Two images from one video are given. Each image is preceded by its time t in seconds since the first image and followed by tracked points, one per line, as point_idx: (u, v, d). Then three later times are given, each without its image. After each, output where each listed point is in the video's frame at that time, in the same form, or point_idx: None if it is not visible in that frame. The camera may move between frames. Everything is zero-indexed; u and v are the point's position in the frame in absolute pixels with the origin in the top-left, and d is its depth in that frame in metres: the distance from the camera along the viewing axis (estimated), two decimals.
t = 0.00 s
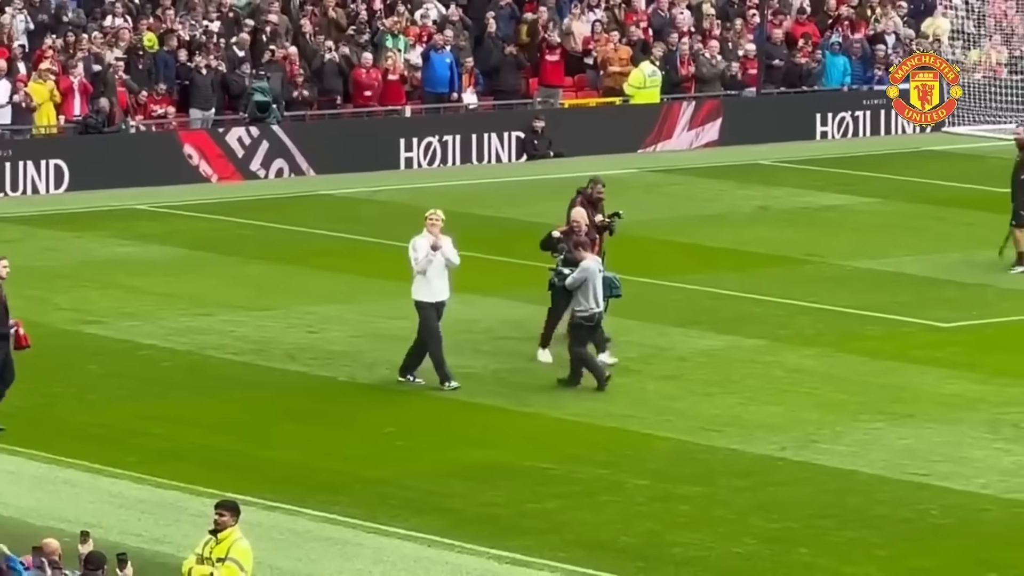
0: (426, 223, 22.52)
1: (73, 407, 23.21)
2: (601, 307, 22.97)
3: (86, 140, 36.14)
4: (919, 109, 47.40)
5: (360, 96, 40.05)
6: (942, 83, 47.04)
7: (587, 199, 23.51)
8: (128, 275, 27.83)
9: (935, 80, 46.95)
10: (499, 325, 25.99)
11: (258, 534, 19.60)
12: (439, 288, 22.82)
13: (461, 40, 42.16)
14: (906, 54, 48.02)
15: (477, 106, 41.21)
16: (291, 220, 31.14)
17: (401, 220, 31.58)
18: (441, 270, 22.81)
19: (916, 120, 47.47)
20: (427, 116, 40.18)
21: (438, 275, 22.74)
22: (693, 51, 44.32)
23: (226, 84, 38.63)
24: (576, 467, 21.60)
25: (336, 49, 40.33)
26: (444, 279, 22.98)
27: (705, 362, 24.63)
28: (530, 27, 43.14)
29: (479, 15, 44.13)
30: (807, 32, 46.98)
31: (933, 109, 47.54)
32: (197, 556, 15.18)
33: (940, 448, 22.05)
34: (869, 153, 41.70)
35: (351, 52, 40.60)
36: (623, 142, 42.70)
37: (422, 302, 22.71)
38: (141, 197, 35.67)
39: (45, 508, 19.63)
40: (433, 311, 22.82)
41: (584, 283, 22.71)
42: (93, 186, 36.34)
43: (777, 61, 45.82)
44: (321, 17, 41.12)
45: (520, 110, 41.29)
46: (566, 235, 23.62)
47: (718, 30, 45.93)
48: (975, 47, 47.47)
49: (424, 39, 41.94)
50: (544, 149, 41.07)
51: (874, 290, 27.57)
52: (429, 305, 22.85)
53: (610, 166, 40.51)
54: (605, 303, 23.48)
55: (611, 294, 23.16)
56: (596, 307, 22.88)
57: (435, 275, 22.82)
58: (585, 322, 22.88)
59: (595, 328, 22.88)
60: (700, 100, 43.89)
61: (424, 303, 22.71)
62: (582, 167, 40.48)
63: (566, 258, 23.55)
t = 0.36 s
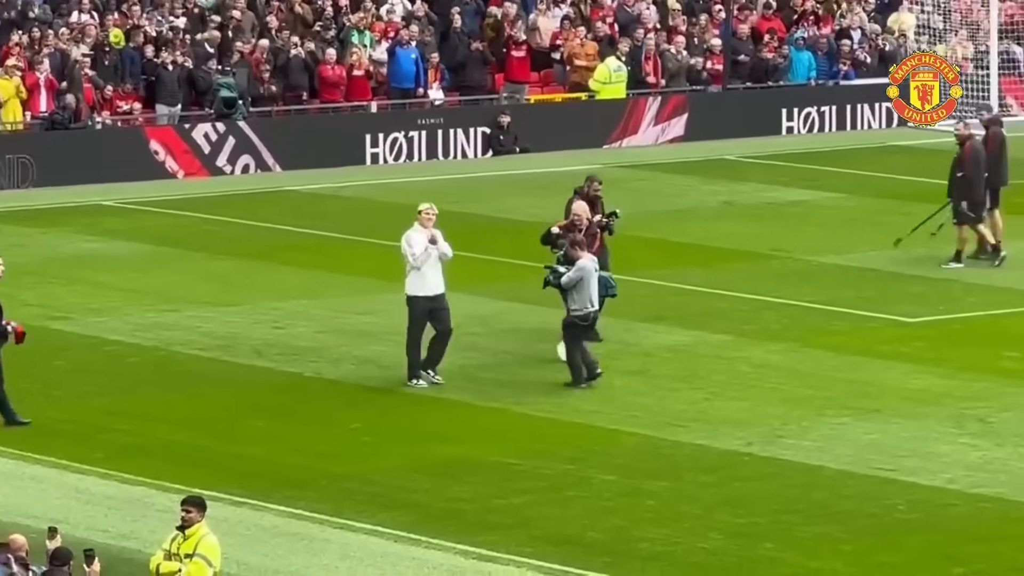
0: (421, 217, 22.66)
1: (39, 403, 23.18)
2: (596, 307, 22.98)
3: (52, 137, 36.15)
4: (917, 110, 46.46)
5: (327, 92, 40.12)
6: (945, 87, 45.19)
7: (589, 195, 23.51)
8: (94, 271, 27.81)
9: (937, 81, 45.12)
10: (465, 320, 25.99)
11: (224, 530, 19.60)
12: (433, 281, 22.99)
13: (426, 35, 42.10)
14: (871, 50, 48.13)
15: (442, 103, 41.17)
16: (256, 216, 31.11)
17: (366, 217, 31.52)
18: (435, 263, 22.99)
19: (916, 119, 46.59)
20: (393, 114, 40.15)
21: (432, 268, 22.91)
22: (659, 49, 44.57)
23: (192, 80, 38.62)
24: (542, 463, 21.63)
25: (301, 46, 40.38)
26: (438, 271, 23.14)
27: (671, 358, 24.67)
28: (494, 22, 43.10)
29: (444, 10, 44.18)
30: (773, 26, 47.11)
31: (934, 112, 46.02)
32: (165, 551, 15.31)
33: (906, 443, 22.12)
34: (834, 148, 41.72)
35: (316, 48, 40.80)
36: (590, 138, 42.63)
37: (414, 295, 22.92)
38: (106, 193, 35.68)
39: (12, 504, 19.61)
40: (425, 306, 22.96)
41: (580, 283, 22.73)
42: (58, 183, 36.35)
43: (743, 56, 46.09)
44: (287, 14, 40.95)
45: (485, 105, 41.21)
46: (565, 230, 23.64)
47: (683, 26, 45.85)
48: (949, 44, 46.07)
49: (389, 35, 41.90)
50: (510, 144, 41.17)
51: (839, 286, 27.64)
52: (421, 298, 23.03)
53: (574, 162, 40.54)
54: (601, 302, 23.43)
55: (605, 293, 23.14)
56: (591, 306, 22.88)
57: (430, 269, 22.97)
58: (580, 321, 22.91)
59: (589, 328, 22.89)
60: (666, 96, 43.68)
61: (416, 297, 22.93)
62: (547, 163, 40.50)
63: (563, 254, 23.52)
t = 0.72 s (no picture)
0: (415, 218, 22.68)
1: None
2: (588, 307, 22.99)
3: (10, 134, 36.07)
4: (919, 109, 42.78)
5: (284, 88, 39.97)
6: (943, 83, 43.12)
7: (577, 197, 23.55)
8: (51, 269, 27.71)
9: (935, 81, 42.65)
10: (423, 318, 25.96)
11: (182, 528, 19.57)
12: (425, 285, 22.92)
13: (382, 33, 42.03)
14: (829, 47, 48.22)
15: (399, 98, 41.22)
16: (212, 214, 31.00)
17: (322, 215, 31.42)
18: (428, 267, 22.91)
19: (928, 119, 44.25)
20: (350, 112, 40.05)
21: (424, 272, 22.84)
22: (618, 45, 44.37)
23: (149, 79, 38.44)
24: (501, 460, 21.64)
25: (258, 43, 39.96)
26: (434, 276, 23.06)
27: (629, 355, 24.69)
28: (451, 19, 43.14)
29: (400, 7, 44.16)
30: (730, 23, 47.18)
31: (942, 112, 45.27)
32: (123, 551, 15.43)
33: (864, 440, 22.17)
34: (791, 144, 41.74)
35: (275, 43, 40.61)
36: (549, 135, 42.64)
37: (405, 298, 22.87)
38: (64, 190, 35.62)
39: None
40: (417, 309, 22.91)
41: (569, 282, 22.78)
42: (14, 181, 36.37)
43: (701, 53, 45.97)
44: (244, 10, 41.10)
45: (444, 103, 41.24)
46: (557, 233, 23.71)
47: (642, 23, 45.86)
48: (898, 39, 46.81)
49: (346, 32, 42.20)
50: (469, 142, 41.05)
51: (797, 283, 27.68)
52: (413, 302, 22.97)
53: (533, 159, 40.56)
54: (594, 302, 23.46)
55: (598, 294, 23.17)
56: (583, 306, 22.94)
57: (423, 272, 22.91)
58: (570, 321, 22.93)
59: (580, 326, 22.89)
60: (623, 92, 43.70)
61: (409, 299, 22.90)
62: (505, 160, 40.52)
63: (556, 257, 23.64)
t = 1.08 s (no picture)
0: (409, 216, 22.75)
1: None
2: (575, 308, 22.94)
3: None
4: (919, 109, 46.56)
5: (244, 87, 40.04)
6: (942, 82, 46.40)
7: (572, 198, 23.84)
8: (11, 267, 27.63)
9: (935, 80, 46.05)
10: (383, 316, 25.95)
11: (142, 527, 19.56)
12: (417, 286, 22.83)
13: (342, 31, 42.15)
14: (788, 45, 47.89)
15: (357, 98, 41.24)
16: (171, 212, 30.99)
17: (282, 213, 31.41)
18: (422, 267, 22.87)
19: (916, 119, 46.71)
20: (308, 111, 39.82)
21: (417, 271, 22.76)
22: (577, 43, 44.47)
23: (109, 78, 38.70)
24: (461, 459, 21.65)
25: (219, 41, 40.19)
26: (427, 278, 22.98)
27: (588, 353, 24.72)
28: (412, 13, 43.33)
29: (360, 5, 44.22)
30: (689, 21, 47.06)
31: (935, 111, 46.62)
32: (82, 550, 15.41)
33: (823, 437, 22.24)
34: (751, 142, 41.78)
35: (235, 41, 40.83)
36: (509, 133, 42.58)
37: (398, 297, 22.78)
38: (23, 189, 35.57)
39: None
40: (410, 308, 22.80)
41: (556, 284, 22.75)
42: None
43: (660, 51, 46.12)
44: (204, 9, 41.11)
45: (403, 101, 41.18)
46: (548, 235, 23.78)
47: (599, 21, 45.85)
48: (860, 37, 47.27)
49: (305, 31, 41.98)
50: (427, 139, 40.89)
51: (758, 281, 27.73)
52: (406, 301, 22.88)
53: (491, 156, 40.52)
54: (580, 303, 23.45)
55: (584, 296, 23.19)
56: (569, 309, 22.84)
57: (415, 272, 22.87)
58: (558, 323, 22.87)
59: (568, 329, 22.80)
60: (582, 91, 43.65)
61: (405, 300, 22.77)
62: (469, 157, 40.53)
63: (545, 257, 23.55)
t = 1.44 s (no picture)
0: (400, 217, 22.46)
1: None
2: (559, 312, 22.72)
3: None
4: (919, 109, 47.17)
5: (203, 87, 40.02)
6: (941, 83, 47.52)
7: (569, 197, 24.20)
8: None
9: (935, 80, 47.13)
10: (342, 314, 25.92)
11: (101, 526, 19.54)
12: (415, 287, 22.64)
13: (301, 31, 41.96)
14: (746, 42, 47.78)
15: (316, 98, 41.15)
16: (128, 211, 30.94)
17: (242, 211, 31.42)
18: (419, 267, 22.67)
19: (917, 120, 47.21)
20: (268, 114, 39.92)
21: (416, 272, 22.56)
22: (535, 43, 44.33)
23: (68, 76, 38.68)
24: (420, 457, 21.66)
25: (177, 40, 40.01)
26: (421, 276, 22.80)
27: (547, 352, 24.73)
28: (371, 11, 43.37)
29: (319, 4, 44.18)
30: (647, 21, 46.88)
31: (935, 111, 47.40)
32: (41, 549, 15.35)
33: (782, 435, 22.30)
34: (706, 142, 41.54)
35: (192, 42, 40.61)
36: (469, 134, 42.70)
37: (396, 299, 22.56)
38: None
39: None
40: (409, 308, 22.63)
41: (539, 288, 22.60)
42: None
43: (617, 49, 46.20)
44: (162, 9, 40.96)
45: (361, 99, 41.26)
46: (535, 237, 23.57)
47: (558, 20, 45.76)
48: (818, 36, 47.76)
49: (263, 30, 41.78)
50: (385, 139, 41.15)
51: (717, 280, 27.78)
52: (405, 302, 22.66)
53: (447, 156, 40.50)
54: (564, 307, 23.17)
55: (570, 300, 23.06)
56: (552, 313, 22.64)
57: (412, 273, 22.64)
58: (542, 328, 22.69)
59: (552, 333, 22.62)
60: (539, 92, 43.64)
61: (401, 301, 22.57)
62: (419, 157, 40.51)
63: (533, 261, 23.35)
